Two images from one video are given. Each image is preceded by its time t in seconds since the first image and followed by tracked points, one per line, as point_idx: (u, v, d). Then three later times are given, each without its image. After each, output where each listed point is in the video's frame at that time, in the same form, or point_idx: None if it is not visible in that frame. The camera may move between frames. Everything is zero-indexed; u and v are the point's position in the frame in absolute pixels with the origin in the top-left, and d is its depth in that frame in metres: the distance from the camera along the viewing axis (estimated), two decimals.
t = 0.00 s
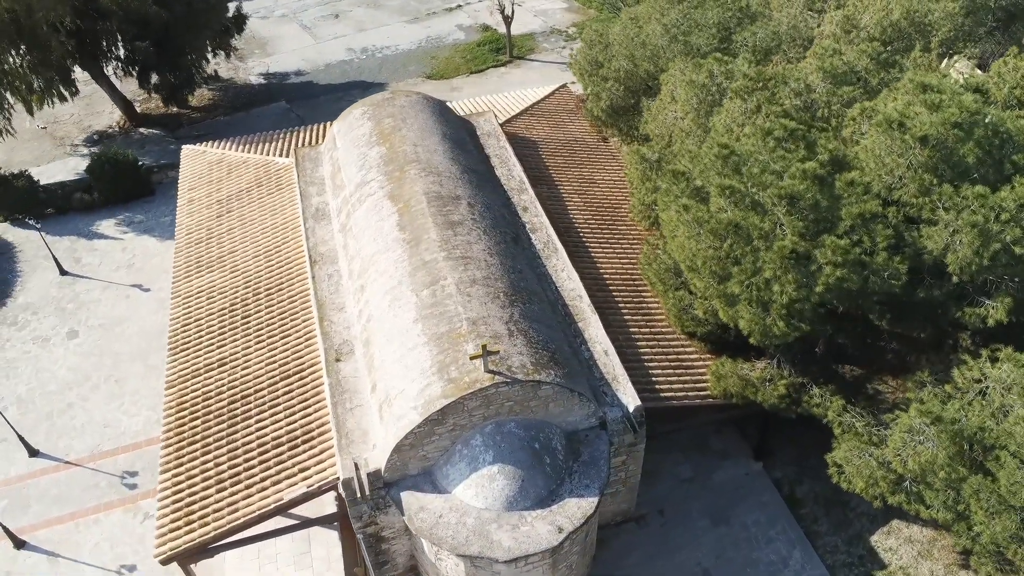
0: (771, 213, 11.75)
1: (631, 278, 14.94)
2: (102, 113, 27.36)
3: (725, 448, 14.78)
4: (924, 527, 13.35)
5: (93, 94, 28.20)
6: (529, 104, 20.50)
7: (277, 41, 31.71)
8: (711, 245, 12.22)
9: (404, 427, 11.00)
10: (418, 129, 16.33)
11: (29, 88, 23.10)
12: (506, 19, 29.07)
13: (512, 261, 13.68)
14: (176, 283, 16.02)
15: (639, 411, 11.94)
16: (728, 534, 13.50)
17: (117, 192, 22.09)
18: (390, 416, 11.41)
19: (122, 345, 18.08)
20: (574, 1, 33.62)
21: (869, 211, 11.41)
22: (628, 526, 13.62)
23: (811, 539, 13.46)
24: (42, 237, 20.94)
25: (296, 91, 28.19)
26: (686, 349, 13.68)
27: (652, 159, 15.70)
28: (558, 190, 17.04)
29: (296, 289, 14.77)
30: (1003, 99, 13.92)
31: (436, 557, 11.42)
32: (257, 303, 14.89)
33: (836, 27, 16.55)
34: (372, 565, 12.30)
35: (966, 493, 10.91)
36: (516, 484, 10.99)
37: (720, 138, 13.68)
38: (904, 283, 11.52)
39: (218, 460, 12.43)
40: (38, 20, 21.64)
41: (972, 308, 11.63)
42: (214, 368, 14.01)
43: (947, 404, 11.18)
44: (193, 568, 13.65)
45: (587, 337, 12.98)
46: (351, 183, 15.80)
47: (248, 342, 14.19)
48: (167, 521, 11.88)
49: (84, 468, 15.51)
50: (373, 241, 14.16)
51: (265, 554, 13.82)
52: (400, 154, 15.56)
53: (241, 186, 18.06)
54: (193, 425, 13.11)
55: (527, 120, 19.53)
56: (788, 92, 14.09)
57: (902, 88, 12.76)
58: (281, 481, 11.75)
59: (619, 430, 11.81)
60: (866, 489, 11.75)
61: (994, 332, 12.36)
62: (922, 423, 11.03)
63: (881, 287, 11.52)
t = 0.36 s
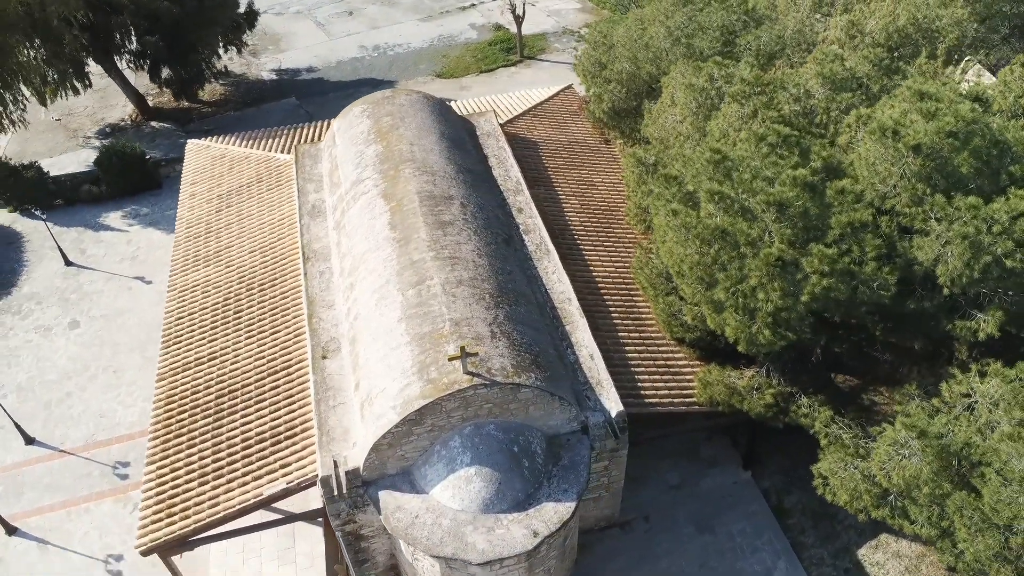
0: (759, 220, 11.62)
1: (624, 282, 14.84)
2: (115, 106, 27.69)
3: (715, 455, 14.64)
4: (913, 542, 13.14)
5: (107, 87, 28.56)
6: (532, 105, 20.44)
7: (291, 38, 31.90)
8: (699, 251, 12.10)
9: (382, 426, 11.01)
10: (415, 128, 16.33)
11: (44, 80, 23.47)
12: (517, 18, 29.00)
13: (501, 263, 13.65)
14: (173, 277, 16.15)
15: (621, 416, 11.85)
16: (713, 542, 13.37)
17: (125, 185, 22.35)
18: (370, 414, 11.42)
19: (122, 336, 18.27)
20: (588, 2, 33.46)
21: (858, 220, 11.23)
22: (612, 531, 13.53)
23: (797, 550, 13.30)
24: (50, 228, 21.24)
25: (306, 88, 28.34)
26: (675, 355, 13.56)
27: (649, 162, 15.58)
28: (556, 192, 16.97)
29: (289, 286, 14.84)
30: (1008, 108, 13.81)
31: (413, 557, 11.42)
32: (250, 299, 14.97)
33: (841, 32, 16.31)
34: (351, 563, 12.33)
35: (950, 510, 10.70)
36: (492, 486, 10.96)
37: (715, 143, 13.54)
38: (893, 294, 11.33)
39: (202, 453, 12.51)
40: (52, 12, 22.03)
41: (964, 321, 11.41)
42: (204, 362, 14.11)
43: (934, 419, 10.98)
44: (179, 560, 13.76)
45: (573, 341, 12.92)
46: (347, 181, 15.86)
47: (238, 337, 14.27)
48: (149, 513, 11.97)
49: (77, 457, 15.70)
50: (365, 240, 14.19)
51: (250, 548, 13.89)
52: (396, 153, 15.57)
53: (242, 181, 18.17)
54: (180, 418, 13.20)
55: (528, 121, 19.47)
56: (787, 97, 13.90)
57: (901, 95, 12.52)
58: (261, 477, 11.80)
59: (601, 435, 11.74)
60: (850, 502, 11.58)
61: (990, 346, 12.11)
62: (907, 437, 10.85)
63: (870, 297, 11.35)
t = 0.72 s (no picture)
0: (746, 227, 11.50)
1: (615, 286, 14.73)
2: (129, 100, 27.99)
3: (702, 463, 14.52)
4: (900, 558, 12.94)
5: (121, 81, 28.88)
6: (534, 106, 20.39)
7: (304, 34, 32.07)
8: (686, 257, 11.97)
9: (360, 425, 11.02)
10: (413, 127, 16.33)
11: (57, 73, 23.75)
12: (528, 19, 28.95)
13: (490, 264, 13.61)
14: (170, 271, 16.30)
15: (603, 422, 11.76)
16: (696, 551, 13.26)
17: (132, 178, 22.57)
18: (350, 413, 11.44)
19: (122, 328, 18.51)
20: (602, 2, 33.30)
21: (846, 230, 11.06)
22: (595, 537, 13.46)
23: (781, 562, 13.14)
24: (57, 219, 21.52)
25: (316, 84, 28.48)
26: (662, 361, 13.44)
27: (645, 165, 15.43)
28: (552, 193, 16.90)
29: (281, 282, 14.91)
30: (1012, 117, 13.66)
31: (389, 556, 11.43)
32: (242, 294, 15.06)
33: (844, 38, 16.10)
34: (331, 560, 12.37)
35: (933, 527, 10.49)
36: (468, 489, 10.92)
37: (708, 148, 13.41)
38: (881, 305, 11.15)
39: (187, 446, 12.61)
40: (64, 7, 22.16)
41: (953, 334, 11.20)
42: (194, 356, 14.22)
43: (919, 433, 10.78)
44: (165, 551, 13.92)
45: (559, 344, 12.85)
46: (343, 179, 15.91)
47: (228, 332, 14.36)
48: (132, 504, 12.10)
49: (70, 447, 15.93)
50: (356, 238, 14.22)
51: (235, 542, 13.95)
52: (391, 152, 15.59)
53: (242, 177, 18.27)
54: (168, 411, 13.31)
55: (529, 122, 19.43)
56: (784, 103, 13.73)
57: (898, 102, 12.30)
58: (242, 472, 11.86)
59: (581, 440, 11.67)
60: (832, 516, 11.43)
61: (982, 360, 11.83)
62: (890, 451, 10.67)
63: (857, 308, 11.18)
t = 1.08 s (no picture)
0: (732, 235, 11.37)
1: (605, 290, 14.64)
2: (142, 94, 28.32)
3: (689, 471, 14.41)
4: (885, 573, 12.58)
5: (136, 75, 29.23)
6: (537, 107, 20.34)
7: (316, 31, 32.25)
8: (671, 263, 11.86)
9: (337, 424, 11.05)
10: (409, 127, 16.34)
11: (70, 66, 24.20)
12: (539, 19, 28.90)
13: (478, 266, 13.58)
14: (166, 265, 16.43)
15: (582, 428, 11.69)
16: (678, 560, 13.15)
17: (139, 172, 22.81)
18: (329, 413, 11.47)
19: (122, 321, 18.73)
20: (616, 4, 33.15)
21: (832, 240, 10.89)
22: (576, 542, 13.39)
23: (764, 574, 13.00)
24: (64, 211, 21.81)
25: (326, 82, 28.62)
26: (648, 367, 13.34)
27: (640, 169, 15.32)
28: (548, 196, 16.85)
29: (272, 279, 14.96)
30: (1013, 129, 13.26)
31: (364, 556, 11.45)
32: (234, 290, 15.14)
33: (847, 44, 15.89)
34: (310, 558, 12.43)
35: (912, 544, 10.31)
36: (442, 491, 10.90)
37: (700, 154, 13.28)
38: (866, 318, 10.97)
39: (171, 441, 12.72)
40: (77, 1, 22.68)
41: (940, 349, 11.00)
42: (184, 350, 14.31)
43: (901, 448, 10.60)
44: (151, 543, 14.05)
45: (543, 349, 12.79)
46: (338, 178, 15.96)
47: (218, 327, 14.45)
48: (114, 496, 12.23)
49: (64, 437, 16.14)
50: (346, 237, 14.26)
51: (220, 536, 14.06)
52: (386, 152, 15.61)
53: (243, 173, 18.38)
54: (155, 404, 13.43)
55: (530, 123, 19.38)
56: (780, 109, 13.56)
57: (892, 111, 12.11)
58: (223, 468, 11.93)
59: (560, 446, 11.62)
60: (813, 529, 11.27)
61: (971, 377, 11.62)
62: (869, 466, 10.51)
63: (841, 320, 11.02)
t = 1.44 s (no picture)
0: (715, 243, 11.27)
1: (594, 295, 14.59)
2: (154, 89, 28.65)
3: (675, 479, 14.33)
4: None
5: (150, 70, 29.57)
6: (539, 109, 20.31)
7: (329, 29, 32.45)
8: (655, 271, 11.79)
9: (314, 424, 11.11)
10: (406, 127, 16.38)
11: (83, 60, 24.61)
12: (549, 20, 28.87)
13: (465, 268, 13.58)
14: (163, 260, 16.58)
15: (561, 434, 11.65)
16: (659, 569, 13.08)
17: (146, 167, 23.07)
18: (308, 412, 11.53)
19: (122, 314, 18.97)
20: (629, 5, 33.01)
21: (815, 251, 10.76)
22: (557, 548, 13.36)
23: None
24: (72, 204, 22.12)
25: (335, 80, 28.77)
26: (633, 374, 13.27)
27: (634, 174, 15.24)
28: (543, 199, 16.82)
29: (264, 276, 15.06)
30: (1014, 140, 13.52)
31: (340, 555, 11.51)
32: (226, 287, 15.25)
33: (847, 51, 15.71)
34: (290, 555, 12.50)
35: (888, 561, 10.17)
36: (417, 493, 10.92)
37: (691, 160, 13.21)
38: (848, 330, 10.84)
39: (156, 435, 12.83)
40: None
41: (923, 363, 10.85)
42: (175, 345, 14.44)
43: (880, 463, 10.46)
44: (137, 535, 14.20)
45: (526, 352, 12.77)
46: (333, 177, 16.04)
47: (209, 323, 14.56)
48: (98, 488, 12.36)
49: (59, 428, 16.37)
50: (336, 236, 14.33)
51: (205, 530, 14.18)
52: (381, 152, 15.66)
53: (243, 170, 18.51)
54: (143, 398, 13.56)
55: (530, 125, 19.37)
56: (773, 117, 13.43)
57: (883, 121, 11.96)
58: (204, 463, 12.02)
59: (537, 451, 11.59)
60: (791, 542, 11.15)
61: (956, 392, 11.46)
62: (847, 480, 10.39)
63: (823, 332, 10.89)
